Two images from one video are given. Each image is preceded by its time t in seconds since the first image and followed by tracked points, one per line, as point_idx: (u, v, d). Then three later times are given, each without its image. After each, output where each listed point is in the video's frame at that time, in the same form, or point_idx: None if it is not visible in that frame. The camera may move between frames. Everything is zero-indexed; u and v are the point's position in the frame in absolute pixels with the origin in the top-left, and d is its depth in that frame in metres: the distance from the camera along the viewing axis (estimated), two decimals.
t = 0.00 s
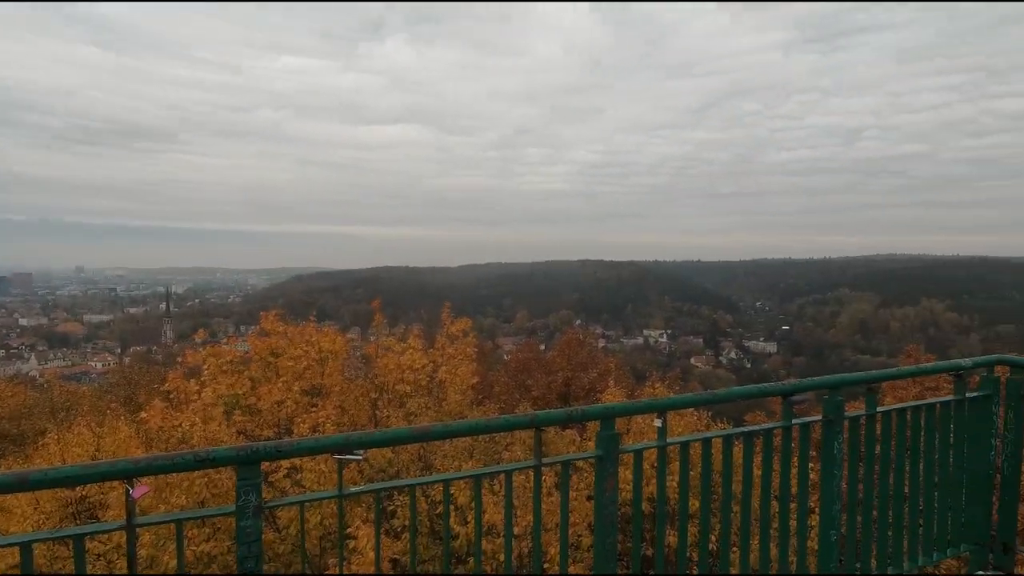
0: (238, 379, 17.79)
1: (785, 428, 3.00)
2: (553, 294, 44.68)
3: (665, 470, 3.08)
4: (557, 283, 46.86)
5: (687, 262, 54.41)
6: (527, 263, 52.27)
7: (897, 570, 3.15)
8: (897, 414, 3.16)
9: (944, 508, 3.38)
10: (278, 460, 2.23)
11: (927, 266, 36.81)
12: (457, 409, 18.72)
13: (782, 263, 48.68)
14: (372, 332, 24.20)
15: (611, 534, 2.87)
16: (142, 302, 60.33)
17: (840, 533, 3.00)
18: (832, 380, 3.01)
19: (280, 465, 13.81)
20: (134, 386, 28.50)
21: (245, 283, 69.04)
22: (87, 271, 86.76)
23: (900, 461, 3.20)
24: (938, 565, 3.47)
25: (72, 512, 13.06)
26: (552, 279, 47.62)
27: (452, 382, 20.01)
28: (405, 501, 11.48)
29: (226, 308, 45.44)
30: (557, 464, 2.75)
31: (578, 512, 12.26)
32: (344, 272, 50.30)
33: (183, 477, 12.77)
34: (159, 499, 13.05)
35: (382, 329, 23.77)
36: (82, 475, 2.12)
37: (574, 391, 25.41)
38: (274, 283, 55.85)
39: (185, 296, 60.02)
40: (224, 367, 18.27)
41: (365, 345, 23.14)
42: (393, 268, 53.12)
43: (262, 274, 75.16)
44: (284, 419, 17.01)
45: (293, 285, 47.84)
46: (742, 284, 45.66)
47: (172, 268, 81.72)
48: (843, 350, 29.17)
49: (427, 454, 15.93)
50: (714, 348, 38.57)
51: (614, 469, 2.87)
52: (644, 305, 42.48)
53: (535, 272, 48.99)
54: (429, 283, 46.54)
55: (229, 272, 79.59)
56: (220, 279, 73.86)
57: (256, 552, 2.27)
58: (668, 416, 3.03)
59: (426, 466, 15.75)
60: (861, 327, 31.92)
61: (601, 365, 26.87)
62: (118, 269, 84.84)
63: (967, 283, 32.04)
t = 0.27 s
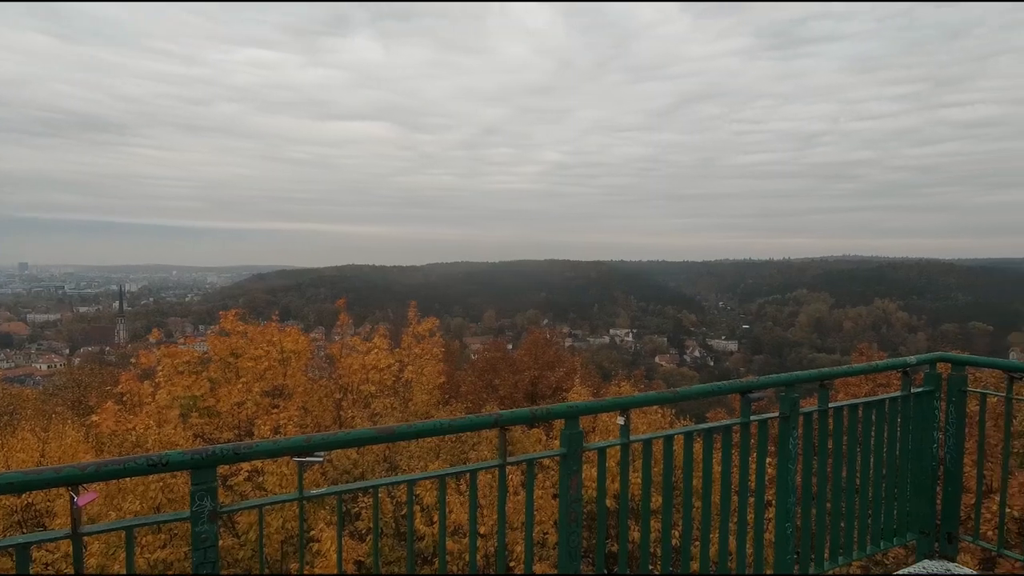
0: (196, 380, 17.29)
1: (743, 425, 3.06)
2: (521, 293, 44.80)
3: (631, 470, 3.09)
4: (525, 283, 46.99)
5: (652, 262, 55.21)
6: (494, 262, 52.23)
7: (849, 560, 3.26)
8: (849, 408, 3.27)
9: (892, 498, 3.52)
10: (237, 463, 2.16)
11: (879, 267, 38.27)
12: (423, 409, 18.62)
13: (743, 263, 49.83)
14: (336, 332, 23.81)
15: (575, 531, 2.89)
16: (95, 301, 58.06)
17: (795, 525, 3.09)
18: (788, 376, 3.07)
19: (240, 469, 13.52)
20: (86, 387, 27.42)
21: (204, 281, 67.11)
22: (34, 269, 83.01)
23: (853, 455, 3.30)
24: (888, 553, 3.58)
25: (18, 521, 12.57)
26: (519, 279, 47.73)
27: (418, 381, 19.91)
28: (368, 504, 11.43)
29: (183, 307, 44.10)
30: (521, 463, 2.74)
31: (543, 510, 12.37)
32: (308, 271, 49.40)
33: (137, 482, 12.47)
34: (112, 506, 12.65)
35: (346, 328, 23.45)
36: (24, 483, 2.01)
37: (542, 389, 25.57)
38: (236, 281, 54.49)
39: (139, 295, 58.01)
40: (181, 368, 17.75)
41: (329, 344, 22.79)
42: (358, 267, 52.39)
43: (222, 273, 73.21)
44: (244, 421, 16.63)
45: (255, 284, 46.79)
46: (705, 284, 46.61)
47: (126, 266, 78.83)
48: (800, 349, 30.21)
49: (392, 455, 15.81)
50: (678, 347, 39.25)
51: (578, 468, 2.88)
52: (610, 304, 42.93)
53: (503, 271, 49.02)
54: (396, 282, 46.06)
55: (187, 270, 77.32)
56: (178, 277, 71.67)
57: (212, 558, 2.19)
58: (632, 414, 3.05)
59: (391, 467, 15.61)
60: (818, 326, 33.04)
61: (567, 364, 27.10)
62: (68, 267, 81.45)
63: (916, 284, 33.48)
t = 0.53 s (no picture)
0: (155, 382, 16.78)
1: (707, 422, 3.11)
2: (491, 293, 44.76)
3: (598, 468, 3.11)
4: (495, 282, 46.98)
5: (620, 263, 55.81)
6: (464, 261, 52.08)
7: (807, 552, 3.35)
8: (806, 405, 3.36)
9: (848, 491, 3.63)
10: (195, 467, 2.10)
11: (838, 267, 39.46)
12: (390, 409, 18.45)
13: (709, 264, 50.77)
14: (302, 332, 23.37)
15: (541, 529, 2.90)
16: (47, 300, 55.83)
17: (757, 518, 3.16)
18: (748, 374, 3.13)
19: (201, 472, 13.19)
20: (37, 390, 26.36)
21: (164, 279, 65.13)
22: None
23: (811, 450, 3.39)
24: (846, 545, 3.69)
25: None
26: (489, 278, 47.68)
27: (386, 382, 19.73)
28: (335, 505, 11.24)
29: (142, 306, 42.73)
30: (488, 463, 2.72)
31: (512, 509, 12.42)
32: (274, 270, 48.45)
33: (91, 487, 12.09)
34: (63, 514, 12.21)
35: (313, 328, 23.07)
36: None
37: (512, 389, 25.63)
38: (198, 280, 53.07)
39: (95, 293, 56.11)
40: (139, 369, 17.21)
41: (295, 344, 22.38)
42: (325, 265, 51.61)
43: (183, 271, 71.25)
44: (206, 423, 16.22)
45: (218, 283, 45.63)
46: (672, 284, 47.31)
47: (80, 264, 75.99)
48: (763, 348, 30.95)
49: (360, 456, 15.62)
50: (646, 346, 39.81)
51: (545, 466, 2.89)
52: (580, 303, 43.22)
53: (473, 270, 48.91)
54: (364, 281, 45.52)
55: (146, 268, 75.00)
56: (136, 275, 69.45)
57: (170, 563, 2.13)
58: (599, 412, 3.07)
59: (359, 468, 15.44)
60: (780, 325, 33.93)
61: (537, 363, 27.23)
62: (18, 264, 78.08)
63: (873, 284, 34.63)
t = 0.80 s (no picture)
0: (116, 383, 16.30)
1: (676, 420, 3.14)
2: (464, 292, 44.63)
3: (569, 466, 3.12)
4: (468, 281, 46.86)
5: (593, 262, 56.20)
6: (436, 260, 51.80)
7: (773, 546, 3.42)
8: (773, 403, 3.42)
9: (811, 485, 3.71)
10: (156, 471, 2.04)
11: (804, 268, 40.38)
12: (362, 410, 18.27)
13: (680, 264, 51.47)
14: (270, 331, 22.95)
15: (514, 528, 2.90)
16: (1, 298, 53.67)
17: (725, 514, 3.21)
18: (718, 372, 3.18)
19: (163, 476, 12.88)
20: None
21: (126, 277, 63.27)
22: None
23: (775, 447, 3.46)
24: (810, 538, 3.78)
25: None
26: (462, 278, 47.52)
27: (357, 382, 19.54)
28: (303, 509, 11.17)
29: (103, 304, 41.42)
30: (458, 463, 2.70)
31: (484, 509, 12.40)
32: (242, 268, 47.49)
33: (46, 492, 11.73)
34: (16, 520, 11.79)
35: (282, 327, 22.69)
36: None
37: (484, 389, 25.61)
38: (162, 277, 51.70)
39: (53, 290, 54.20)
40: (99, 370, 16.70)
41: (263, 344, 21.99)
42: (295, 263, 50.78)
43: (147, 269, 69.32)
44: (170, 425, 15.83)
45: (183, 281, 44.51)
46: (644, 284, 47.85)
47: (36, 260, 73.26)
48: (732, 346, 31.49)
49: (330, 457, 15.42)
50: (618, 345, 40.22)
51: (517, 466, 2.88)
52: (553, 303, 43.38)
53: (446, 269, 48.70)
54: (335, 280, 44.91)
55: (108, 266, 72.76)
56: (97, 272, 67.31)
57: (128, 570, 2.07)
58: (570, 411, 3.08)
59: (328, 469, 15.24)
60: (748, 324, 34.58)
61: (509, 362, 27.25)
62: None
63: (838, 285, 35.54)
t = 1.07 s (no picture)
0: (82, 385, 15.87)
1: (651, 418, 3.16)
2: (442, 292, 44.44)
3: (546, 465, 3.12)
4: (446, 281, 46.67)
5: (570, 262, 56.41)
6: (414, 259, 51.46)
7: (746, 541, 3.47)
8: (746, 401, 3.46)
9: (784, 481, 3.77)
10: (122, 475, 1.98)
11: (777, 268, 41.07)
12: (337, 410, 18.09)
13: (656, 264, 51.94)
14: (244, 331, 22.57)
15: (491, 528, 2.89)
16: None
17: (699, 511, 3.24)
18: (693, 371, 3.21)
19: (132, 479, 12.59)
20: None
21: (93, 276, 61.60)
22: None
23: (748, 445, 3.51)
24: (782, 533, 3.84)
25: None
26: (441, 277, 47.30)
27: (332, 382, 19.34)
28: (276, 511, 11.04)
29: (69, 303, 40.24)
30: (436, 463, 2.68)
31: (461, 508, 12.37)
32: (215, 266, 46.61)
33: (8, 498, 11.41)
34: None
35: (256, 326, 22.34)
36: None
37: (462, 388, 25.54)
38: (131, 276, 50.46)
39: (16, 289, 52.50)
40: (65, 371, 16.25)
41: (236, 344, 21.63)
42: (270, 262, 50.01)
43: (115, 267, 67.55)
44: (139, 427, 15.48)
45: (153, 279, 43.50)
46: (621, 284, 48.17)
47: None
48: (707, 345, 31.86)
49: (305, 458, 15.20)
50: (596, 344, 40.51)
51: (494, 465, 2.87)
52: (532, 302, 43.44)
53: (424, 269, 48.42)
54: (311, 279, 44.32)
55: (74, 264, 70.76)
56: (62, 271, 65.40)
57: None
58: (547, 410, 3.08)
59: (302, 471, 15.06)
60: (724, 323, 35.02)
61: (487, 362, 27.20)
62: None
63: (810, 285, 36.23)
